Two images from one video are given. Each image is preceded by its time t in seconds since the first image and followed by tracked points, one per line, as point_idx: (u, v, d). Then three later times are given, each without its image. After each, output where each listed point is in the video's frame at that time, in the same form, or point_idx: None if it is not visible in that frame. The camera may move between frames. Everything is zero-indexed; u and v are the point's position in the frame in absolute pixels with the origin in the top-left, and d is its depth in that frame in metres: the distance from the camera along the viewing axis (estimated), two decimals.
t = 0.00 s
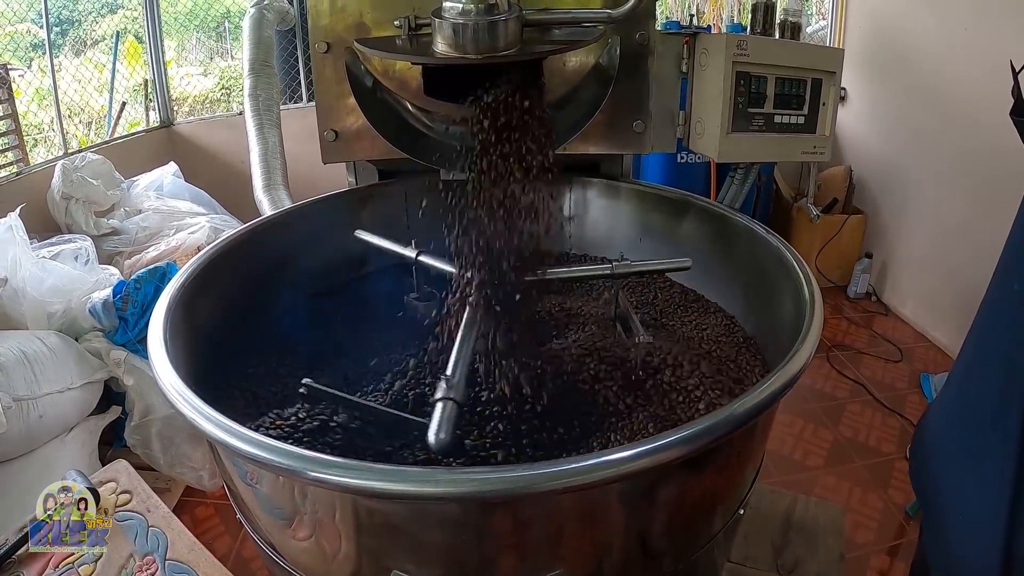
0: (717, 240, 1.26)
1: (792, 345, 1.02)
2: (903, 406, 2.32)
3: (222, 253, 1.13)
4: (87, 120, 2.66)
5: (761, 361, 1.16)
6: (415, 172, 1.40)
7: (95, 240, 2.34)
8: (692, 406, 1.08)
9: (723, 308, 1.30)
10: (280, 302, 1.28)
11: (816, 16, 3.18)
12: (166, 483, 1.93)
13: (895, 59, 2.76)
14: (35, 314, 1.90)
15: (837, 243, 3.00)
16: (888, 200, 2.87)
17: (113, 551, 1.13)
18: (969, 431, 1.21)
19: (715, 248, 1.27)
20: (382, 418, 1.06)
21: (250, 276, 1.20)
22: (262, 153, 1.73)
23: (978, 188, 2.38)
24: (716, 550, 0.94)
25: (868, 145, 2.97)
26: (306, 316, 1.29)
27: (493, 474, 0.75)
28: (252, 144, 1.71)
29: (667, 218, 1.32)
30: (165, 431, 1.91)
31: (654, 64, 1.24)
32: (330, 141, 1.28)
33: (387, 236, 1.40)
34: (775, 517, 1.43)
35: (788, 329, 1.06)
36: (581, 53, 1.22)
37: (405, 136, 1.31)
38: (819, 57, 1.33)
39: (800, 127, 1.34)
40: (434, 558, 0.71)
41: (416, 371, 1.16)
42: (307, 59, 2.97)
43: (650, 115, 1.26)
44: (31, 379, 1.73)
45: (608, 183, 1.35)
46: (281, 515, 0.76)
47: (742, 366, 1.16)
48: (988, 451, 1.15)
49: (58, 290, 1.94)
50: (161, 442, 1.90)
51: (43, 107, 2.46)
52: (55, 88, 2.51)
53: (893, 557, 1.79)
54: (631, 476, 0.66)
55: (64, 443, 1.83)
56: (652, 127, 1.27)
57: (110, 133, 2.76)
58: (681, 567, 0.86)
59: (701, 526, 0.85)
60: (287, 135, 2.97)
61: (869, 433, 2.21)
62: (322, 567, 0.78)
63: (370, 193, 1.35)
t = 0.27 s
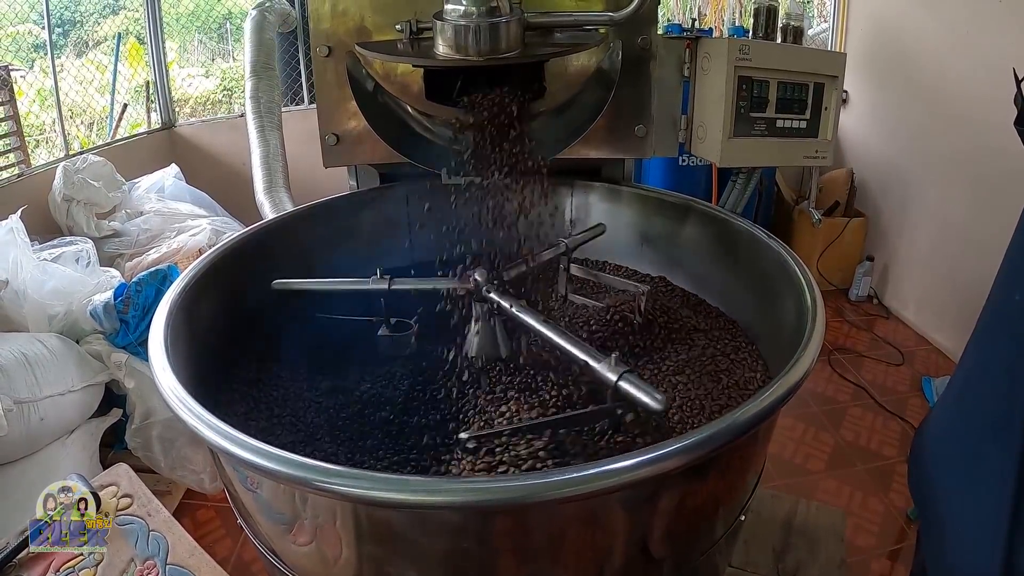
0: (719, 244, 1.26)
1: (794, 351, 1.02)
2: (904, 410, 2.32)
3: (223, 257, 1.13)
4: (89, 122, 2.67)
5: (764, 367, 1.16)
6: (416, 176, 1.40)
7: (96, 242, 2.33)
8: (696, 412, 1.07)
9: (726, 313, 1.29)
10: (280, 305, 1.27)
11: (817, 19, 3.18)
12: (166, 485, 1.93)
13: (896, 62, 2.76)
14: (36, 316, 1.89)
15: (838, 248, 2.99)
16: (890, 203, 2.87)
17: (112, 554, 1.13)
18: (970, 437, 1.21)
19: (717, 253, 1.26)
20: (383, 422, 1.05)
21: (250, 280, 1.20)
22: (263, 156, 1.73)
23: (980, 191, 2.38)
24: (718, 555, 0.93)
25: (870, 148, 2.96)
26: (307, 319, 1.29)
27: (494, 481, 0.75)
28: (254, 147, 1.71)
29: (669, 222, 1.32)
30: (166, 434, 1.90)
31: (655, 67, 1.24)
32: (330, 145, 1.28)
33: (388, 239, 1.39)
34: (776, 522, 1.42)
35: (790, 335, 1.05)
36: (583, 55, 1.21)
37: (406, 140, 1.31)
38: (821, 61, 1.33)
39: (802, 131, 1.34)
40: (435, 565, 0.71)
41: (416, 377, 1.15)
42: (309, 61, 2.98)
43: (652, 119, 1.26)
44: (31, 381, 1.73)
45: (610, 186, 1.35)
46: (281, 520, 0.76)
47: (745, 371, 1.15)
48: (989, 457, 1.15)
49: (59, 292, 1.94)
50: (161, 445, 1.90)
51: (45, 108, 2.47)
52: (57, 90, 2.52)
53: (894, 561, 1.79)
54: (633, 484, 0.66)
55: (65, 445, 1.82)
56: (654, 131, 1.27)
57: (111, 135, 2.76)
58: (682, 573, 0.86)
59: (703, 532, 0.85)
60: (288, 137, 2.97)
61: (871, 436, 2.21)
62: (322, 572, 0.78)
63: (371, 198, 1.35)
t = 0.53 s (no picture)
0: (719, 245, 1.25)
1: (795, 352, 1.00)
2: (905, 412, 2.30)
3: (219, 257, 1.12)
4: (89, 122, 2.67)
5: (765, 368, 1.14)
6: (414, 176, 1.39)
7: (95, 242, 2.33)
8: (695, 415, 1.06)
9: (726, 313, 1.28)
10: (276, 305, 1.27)
11: (818, 19, 3.17)
12: (164, 487, 1.92)
13: (897, 63, 2.75)
14: (33, 317, 1.88)
15: (839, 249, 2.98)
16: (890, 204, 2.85)
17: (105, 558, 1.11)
18: (971, 439, 1.20)
19: (716, 253, 1.25)
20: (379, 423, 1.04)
21: (247, 280, 1.19)
22: (261, 156, 1.72)
23: (981, 192, 2.37)
24: (716, 558, 0.92)
25: (871, 149, 2.95)
26: (303, 320, 1.28)
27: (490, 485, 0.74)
28: (252, 147, 1.70)
29: (668, 222, 1.31)
30: (163, 436, 1.88)
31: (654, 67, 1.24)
32: (327, 145, 1.27)
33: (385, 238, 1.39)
34: (776, 525, 1.41)
35: (791, 335, 1.04)
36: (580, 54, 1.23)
37: (404, 140, 1.30)
38: (821, 60, 1.32)
39: (802, 130, 1.33)
40: (428, 570, 0.70)
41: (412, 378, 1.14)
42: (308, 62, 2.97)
43: (650, 118, 1.25)
44: (27, 381, 1.72)
45: (609, 187, 1.34)
46: (273, 524, 0.75)
47: (746, 373, 1.14)
48: (989, 459, 1.14)
49: (56, 293, 1.93)
50: (158, 446, 1.88)
51: (44, 108, 2.46)
52: (56, 90, 2.51)
53: (895, 564, 1.78)
54: (630, 488, 0.65)
55: (61, 446, 1.81)
56: (653, 130, 1.27)
57: (111, 135, 2.76)
58: None
59: (701, 535, 0.84)
60: (288, 137, 2.96)
61: (872, 439, 2.20)
62: None
63: (369, 197, 1.34)
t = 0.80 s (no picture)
0: (724, 246, 1.23)
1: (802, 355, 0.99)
2: (908, 414, 2.29)
3: (218, 258, 1.10)
4: (90, 122, 2.66)
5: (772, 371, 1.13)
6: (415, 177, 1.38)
7: (94, 243, 2.31)
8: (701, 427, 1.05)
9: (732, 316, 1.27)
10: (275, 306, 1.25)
11: (820, 20, 3.16)
12: (163, 489, 1.91)
13: (900, 63, 2.73)
14: (31, 317, 1.87)
15: (841, 251, 2.97)
16: (892, 205, 2.84)
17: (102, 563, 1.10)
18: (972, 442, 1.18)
19: (720, 254, 1.25)
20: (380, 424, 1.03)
21: (247, 281, 1.18)
22: (261, 156, 1.71)
23: (984, 193, 2.35)
24: (721, 565, 0.91)
25: (873, 150, 2.94)
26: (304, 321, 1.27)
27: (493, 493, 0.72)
28: (252, 148, 1.69)
29: (671, 225, 1.29)
30: (161, 438, 1.87)
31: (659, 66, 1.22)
32: (327, 144, 1.26)
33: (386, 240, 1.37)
34: (779, 529, 1.40)
35: (798, 337, 1.03)
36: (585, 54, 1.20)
37: (405, 140, 1.29)
38: (825, 60, 1.31)
39: (807, 132, 1.32)
40: None
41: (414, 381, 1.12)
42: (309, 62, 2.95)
43: (655, 118, 1.24)
44: (25, 382, 1.71)
45: (612, 188, 1.33)
46: (272, 530, 0.73)
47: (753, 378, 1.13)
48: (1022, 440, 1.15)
49: (55, 293, 1.92)
50: (157, 448, 1.87)
51: (45, 108, 2.45)
52: (57, 90, 2.51)
53: (898, 568, 1.76)
54: (637, 498, 0.63)
55: (59, 447, 1.80)
56: (657, 131, 1.25)
57: (111, 135, 2.75)
58: None
59: (708, 541, 0.82)
60: (288, 138, 2.95)
61: (875, 442, 2.18)
62: None
63: (371, 198, 1.33)
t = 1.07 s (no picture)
0: (727, 248, 1.22)
1: (806, 360, 0.98)
2: (911, 417, 2.27)
3: (216, 258, 1.09)
4: (90, 122, 2.65)
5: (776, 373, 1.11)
6: (415, 176, 1.36)
7: (92, 243, 2.29)
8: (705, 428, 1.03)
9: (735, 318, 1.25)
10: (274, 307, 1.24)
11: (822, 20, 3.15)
12: (160, 491, 1.89)
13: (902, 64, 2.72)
14: (29, 317, 1.86)
15: (843, 252, 2.95)
16: (894, 206, 2.83)
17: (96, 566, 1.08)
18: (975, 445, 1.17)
19: (723, 256, 1.23)
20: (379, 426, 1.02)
21: (246, 281, 1.17)
22: (261, 156, 1.69)
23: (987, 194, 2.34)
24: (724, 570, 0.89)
25: (875, 151, 2.93)
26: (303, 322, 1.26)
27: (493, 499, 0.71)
28: (252, 147, 1.67)
29: (674, 225, 1.28)
30: (159, 439, 1.85)
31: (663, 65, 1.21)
32: (326, 143, 1.25)
33: (386, 240, 1.36)
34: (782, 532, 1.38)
35: (801, 342, 1.01)
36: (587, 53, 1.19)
37: (405, 139, 1.28)
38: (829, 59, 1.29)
39: (811, 131, 1.31)
40: None
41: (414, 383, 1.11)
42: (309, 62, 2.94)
43: (657, 118, 1.23)
44: (22, 383, 1.69)
45: (614, 188, 1.31)
46: (268, 536, 0.72)
47: (757, 380, 1.11)
48: None
49: (53, 293, 1.91)
50: (155, 449, 1.85)
51: (45, 108, 2.44)
52: (57, 90, 2.49)
53: (901, 572, 1.75)
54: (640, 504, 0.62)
55: (56, 448, 1.79)
56: (660, 130, 1.24)
57: (111, 135, 2.74)
58: None
59: (711, 547, 0.81)
60: (287, 138, 2.93)
61: (877, 444, 2.17)
62: None
63: (370, 197, 1.32)
